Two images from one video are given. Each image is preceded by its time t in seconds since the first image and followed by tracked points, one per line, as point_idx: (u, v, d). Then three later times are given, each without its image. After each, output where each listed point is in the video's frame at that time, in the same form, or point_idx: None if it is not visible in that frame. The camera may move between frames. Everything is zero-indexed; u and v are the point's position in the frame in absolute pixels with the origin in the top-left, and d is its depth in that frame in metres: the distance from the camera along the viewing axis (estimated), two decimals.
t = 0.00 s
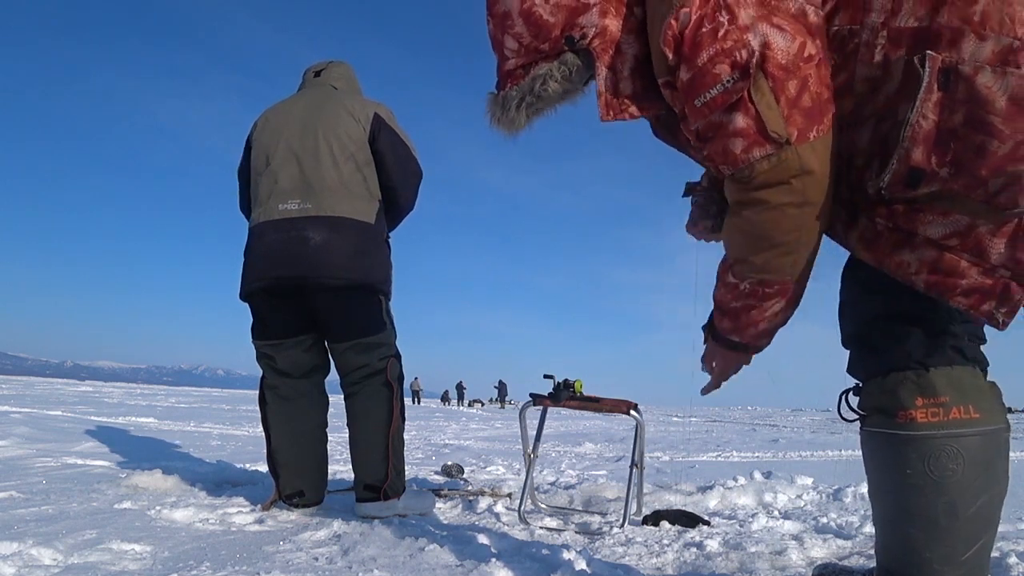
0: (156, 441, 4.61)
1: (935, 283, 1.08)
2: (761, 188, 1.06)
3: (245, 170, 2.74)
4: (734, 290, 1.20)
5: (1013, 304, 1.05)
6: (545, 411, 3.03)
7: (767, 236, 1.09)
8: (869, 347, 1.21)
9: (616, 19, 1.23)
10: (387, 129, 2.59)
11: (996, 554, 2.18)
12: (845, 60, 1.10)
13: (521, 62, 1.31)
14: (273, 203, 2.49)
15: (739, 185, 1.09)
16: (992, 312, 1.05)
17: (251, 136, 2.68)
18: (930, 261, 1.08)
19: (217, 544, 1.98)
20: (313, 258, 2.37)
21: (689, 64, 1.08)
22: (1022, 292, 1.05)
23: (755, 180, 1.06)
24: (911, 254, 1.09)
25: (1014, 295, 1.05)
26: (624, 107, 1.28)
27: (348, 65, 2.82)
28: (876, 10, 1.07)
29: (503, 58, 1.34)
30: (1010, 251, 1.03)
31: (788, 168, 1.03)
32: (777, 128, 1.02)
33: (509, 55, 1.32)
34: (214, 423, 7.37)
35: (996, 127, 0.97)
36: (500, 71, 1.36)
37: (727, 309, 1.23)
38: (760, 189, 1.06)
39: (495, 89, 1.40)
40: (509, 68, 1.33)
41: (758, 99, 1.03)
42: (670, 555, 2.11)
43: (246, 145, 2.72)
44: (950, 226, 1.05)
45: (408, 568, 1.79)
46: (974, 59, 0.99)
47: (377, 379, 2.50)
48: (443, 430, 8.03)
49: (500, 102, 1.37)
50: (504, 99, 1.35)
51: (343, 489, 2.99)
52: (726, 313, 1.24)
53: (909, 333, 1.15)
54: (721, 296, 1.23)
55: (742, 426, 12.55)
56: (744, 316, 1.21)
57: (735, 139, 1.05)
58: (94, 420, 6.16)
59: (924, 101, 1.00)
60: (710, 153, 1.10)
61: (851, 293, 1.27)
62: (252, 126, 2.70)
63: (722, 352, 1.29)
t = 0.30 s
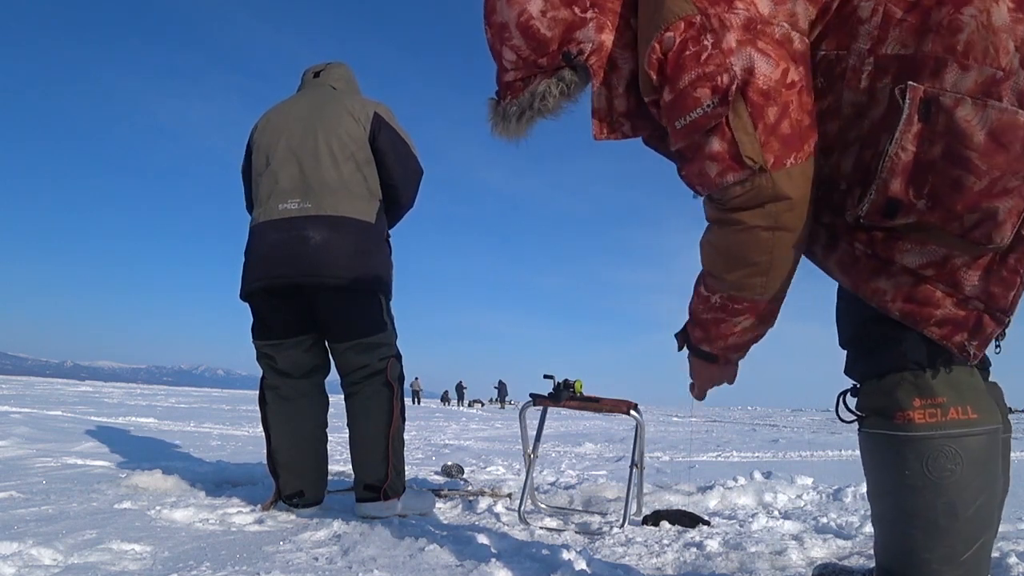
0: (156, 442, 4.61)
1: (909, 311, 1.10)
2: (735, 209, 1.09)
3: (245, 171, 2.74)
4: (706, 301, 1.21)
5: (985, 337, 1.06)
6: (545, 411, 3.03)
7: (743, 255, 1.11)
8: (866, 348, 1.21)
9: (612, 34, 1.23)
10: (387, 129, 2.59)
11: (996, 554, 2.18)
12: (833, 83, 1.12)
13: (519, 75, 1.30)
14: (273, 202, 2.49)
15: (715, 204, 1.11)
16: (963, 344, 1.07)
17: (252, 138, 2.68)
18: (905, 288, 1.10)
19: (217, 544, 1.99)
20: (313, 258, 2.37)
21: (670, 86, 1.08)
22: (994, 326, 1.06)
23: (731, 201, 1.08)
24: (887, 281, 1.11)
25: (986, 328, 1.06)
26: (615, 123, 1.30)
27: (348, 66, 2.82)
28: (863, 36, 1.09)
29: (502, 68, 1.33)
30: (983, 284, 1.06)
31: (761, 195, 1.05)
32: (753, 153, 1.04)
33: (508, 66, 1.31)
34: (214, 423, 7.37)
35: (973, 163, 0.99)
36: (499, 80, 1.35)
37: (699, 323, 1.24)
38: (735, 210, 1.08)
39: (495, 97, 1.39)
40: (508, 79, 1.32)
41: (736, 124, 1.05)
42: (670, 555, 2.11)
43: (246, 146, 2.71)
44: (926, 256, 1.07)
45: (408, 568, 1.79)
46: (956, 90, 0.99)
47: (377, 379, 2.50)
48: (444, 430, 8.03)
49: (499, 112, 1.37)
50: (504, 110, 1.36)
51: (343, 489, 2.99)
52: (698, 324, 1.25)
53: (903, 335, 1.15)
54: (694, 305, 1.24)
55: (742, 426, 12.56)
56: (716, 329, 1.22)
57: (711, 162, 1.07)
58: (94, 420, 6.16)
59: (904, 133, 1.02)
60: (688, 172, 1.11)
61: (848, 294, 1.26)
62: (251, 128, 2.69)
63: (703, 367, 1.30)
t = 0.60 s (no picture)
0: (156, 442, 4.61)
1: (950, 273, 1.05)
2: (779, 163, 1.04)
3: (245, 171, 2.74)
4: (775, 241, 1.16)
5: None
6: (545, 411, 3.02)
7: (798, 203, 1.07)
8: (873, 347, 1.20)
9: (618, 12, 1.23)
10: (387, 129, 2.59)
11: (995, 554, 2.19)
12: (856, 41, 1.09)
13: (525, 60, 1.30)
14: (274, 202, 2.49)
15: (757, 161, 1.06)
16: (1008, 302, 1.04)
17: (252, 139, 2.68)
18: (945, 249, 1.05)
19: (217, 544, 1.99)
20: (313, 257, 2.37)
21: (692, 45, 1.07)
22: None
23: (773, 153, 1.03)
24: (925, 242, 1.06)
25: None
26: (628, 91, 1.26)
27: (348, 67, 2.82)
28: None
29: (508, 58, 1.34)
30: None
31: (806, 138, 1.01)
32: (789, 97, 1.00)
33: (514, 54, 1.32)
34: (214, 423, 7.38)
35: (1014, 111, 0.95)
36: (505, 71, 1.36)
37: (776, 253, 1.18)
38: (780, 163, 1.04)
39: (500, 91, 1.40)
40: (514, 67, 1.33)
41: (766, 71, 1.02)
42: (670, 555, 2.11)
43: (246, 149, 2.72)
44: (965, 214, 1.02)
45: (408, 568, 1.79)
46: (988, 41, 0.98)
47: (377, 379, 2.50)
48: (444, 430, 8.04)
49: (504, 101, 1.37)
50: (508, 97, 1.35)
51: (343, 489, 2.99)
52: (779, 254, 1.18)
53: (912, 332, 1.15)
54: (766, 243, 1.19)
55: (742, 426, 12.57)
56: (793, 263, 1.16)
57: (747, 114, 1.03)
58: (94, 420, 6.17)
59: (940, 83, 0.98)
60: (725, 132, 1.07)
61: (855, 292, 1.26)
62: (252, 129, 2.69)
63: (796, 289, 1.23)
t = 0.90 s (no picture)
0: (156, 442, 4.61)
1: (942, 285, 1.08)
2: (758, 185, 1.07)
3: (245, 171, 2.75)
4: (729, 288, 1.18)
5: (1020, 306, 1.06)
6: (545, 411, 3.02)
7: (765, 234, 1.08)
8: (868, 349, 1.21)
9: (621, 17, 1.22)
10: (387, 128, 2.59)
11: (996, 554, 2.18)
12: (852, 58, 1.11)
13: (527, 60, 1.32)
14: (274, 201, 2.49)
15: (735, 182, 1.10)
16: (1000, 315, 1.06)
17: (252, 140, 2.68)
18: (937, 262, 1.08)
19: (217, 544, 1.99)
20: (313, 256, 2.37)
21: (689, 61, 1.09)
22: None
23: (751, 176, 1.07)
24: (917, 255, 1.10)
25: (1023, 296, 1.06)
26: (626, 103, 1.28)
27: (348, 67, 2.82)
28: (881, 9, 1.08)
29: (511, 56, 1.35)
30: (1017, 251, 1.04)
31: (785, 167, 1.04)
32: (773, 124, 1.03)
33: (517, 53, 1.33)
34: (214, 423, 7.37)
35: (1002, 126, 0.98)
36: (507, 69, 1.38)
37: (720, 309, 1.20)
38: (756, 189, 1.07)
39: (503, 87, 1.41)
40: (516, 66, 1.34)
41: (757, 95, 1.04)
42: (670, 555, 2.11)
43: (246, 149, 2.71)
44: (956, 227, 1.06)
45: (408, 568, 1.79)
46: (980, 58, 0.99)
47: (377, 379, 2.50)
48: (443, 430, 8.03)
49: (506, 100, 1.39)
50: (511, 97, 1.37)
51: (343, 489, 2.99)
52: (720, 313, 1.22)
53: (906, 334, 1.15)
54: (714, 295, 1.21)
55: (742, 426, 12.57)
56: (738, 319, 1.19)
57: (732, 136, 1.06)
58: (94, 420, 6.16)
59: (929, 102, 1.01)
60: (708, 150, 1.11)
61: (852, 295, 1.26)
62: (252, 129, 2.69)
63: (716, 357, 1.26)
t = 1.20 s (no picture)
0: (156, 442, 4.60)
1: (902, 312, 1.10)
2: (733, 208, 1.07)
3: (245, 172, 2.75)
4: (693, 290, 1.21)
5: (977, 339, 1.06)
6: (545, 411, 3.02)
7: (735, 252, 1.10)
8: (862, 350, 1.21)
9: (612, 32, 1.22)
10: (387, 129, 2.60)
11: (996, 554, 2.18)
12: (832, 83, 1.11)
13: (521, 73, 1.31)
14: (274, 202, 2.49)
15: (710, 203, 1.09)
16: (956, 346, 1.07)
17: (252, 142, 2.68)
18: (900, 289, 1.09)
19: (217, 544, 1.99)
20: (312, 256, 2.37)
21: (670, 86, 1.07)
22: (989, 328, 1.06)
23: (726, 201, 1.06)
24: (882, 281, 1.11)
25: (980, 329, 1.06)
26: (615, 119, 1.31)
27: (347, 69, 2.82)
28: (862, 35, 1.07)
29: (505, 66, 1.34)
30: (978, 284, 1.05)
31: (757, 196, 1.04)
32: (751, 154, 1.02)
33: (511, 64, 1.31)
34: (214, 423, 7.37)
35: (969, 163, 0.98)
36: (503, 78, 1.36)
37: (683, 307, 1.25)
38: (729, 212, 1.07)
39: (500, 92, 1.40)
40: (511, 77, 1.33)
41: (735, 124, 1.03)
42: (670, 555, 2.11)
43: (246, 151, 2.72)
44: (921, 257, 1.07)
45: (408, 568, 1.79)
46: (954, 90, 0.98)
47: (377, 378, 2.50)
48: (444, 429, 8.03)
49: (502, 109, 1.39)
50: (507, 109, 1.37)
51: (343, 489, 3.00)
52: (683, 310, 1.26)
53: (898, 336, 1.15)
54: (680, 294, 1.25)
55: (742, 426, 12.58)
56: (699, 317, 1.24)
57: (708, 162, 1.05)
58: (94, 420, 6.16)
59: (901, 134, 1.01)
60: (685, 172, 1.10)
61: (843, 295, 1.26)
62: (252, 131, 2.69)
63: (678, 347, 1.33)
